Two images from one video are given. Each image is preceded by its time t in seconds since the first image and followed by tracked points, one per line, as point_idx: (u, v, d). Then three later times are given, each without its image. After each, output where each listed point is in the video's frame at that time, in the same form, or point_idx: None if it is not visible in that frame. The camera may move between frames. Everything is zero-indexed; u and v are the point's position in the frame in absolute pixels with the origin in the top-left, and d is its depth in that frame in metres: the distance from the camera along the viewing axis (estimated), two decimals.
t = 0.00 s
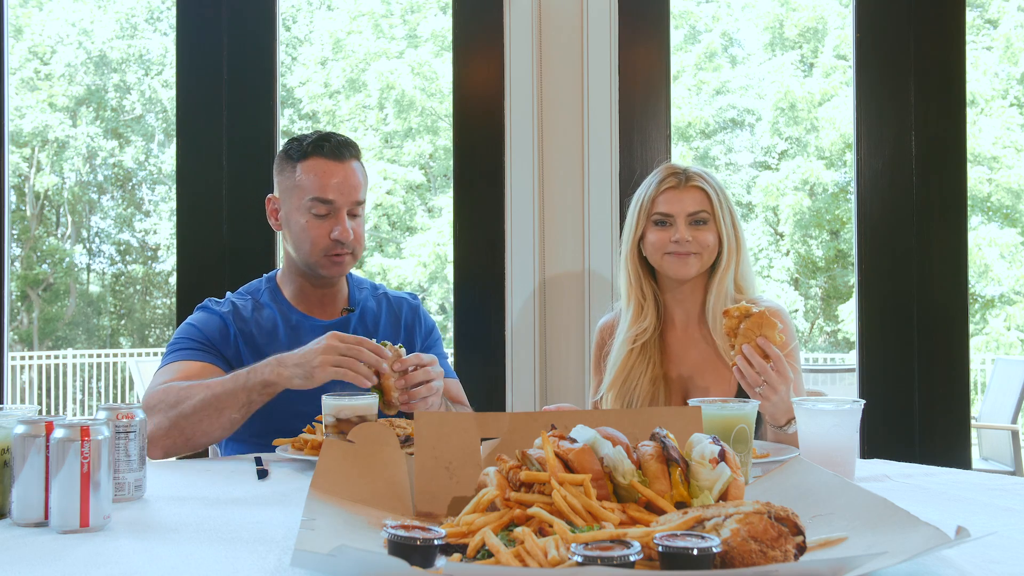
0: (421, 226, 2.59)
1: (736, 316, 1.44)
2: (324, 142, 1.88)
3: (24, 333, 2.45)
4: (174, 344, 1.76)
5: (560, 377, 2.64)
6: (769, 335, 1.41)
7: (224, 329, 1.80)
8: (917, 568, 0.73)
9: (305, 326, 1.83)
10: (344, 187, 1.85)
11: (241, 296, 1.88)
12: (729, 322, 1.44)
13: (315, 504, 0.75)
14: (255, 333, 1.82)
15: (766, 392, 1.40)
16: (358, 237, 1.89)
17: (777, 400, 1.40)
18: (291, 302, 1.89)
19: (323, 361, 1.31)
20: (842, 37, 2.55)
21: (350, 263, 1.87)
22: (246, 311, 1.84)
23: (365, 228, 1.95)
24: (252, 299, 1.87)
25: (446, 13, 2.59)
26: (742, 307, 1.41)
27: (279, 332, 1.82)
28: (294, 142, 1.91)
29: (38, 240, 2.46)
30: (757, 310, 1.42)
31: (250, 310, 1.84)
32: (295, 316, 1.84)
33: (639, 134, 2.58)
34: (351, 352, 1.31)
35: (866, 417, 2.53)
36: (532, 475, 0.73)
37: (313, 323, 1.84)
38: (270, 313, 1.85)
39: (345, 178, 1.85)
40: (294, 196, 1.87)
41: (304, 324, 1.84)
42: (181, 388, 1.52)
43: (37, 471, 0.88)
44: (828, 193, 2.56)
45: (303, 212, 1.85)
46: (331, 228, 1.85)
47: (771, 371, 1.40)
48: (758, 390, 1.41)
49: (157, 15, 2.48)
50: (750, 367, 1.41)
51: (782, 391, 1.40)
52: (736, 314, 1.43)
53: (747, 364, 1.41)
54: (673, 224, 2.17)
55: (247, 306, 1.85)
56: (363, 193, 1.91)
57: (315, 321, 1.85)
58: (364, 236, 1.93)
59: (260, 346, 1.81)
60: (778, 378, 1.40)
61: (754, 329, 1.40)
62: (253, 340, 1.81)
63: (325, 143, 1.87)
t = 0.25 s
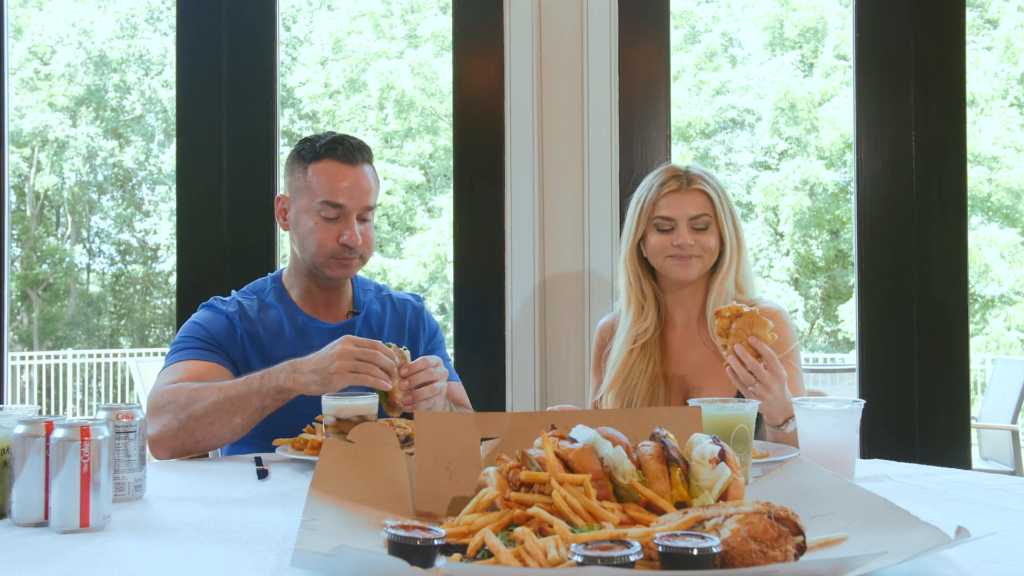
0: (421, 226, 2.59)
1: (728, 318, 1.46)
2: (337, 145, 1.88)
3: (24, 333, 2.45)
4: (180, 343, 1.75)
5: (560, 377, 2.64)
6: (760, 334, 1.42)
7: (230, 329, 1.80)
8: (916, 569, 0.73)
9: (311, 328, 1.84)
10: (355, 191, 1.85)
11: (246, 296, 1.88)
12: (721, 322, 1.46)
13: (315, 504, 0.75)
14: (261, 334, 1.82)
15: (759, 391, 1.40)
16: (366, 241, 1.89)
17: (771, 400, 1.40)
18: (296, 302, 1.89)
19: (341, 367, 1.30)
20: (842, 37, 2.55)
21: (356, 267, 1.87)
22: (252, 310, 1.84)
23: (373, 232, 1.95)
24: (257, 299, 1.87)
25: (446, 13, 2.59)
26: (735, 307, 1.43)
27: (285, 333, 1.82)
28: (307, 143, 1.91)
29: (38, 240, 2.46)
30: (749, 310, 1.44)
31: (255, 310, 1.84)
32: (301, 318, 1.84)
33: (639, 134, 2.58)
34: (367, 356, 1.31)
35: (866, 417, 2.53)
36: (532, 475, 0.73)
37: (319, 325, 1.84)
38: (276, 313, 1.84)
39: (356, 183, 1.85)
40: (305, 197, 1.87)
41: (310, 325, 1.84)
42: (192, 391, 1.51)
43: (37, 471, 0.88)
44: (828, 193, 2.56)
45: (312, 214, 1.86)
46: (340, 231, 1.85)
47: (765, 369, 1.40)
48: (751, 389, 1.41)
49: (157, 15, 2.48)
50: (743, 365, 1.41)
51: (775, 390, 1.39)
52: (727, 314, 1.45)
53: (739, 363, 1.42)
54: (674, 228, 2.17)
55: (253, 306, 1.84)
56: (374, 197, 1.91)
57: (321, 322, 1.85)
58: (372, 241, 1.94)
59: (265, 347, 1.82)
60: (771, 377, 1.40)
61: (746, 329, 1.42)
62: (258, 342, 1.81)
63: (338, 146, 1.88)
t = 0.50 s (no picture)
0: (421, 226, 2.59)
1: (731, 315, 1.45)
2: (339, 146, 1.88)
3: (24, 333, 2.45)
4: (181, 344, 1.74)
5: (560, 377, 2.64)
6: (760, 336, 1.40)
7: (232, 330, 1.79)
8: (917, 568, 0.73)
9: (312, 328, 1.84)
10: (357, 192, 1.84)
11: (247, 296, 1.88)
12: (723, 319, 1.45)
13: (315, 504, 0.75)
14: (262, 334, 1.81)
15: (753, 393, 1.41)
16: (368, 242, 1.89)
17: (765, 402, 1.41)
18: (297, 302, 1.90)
19: (344, 372, 1.30)
20: (842, 37, 2.55)
21: (359, 268, 1.87)
22: (253, 311, 1.83)
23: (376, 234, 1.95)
24: (258, 299, 1.87)
25: (446, 13, 2.59)
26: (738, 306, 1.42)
27: (286, 333, 1.82)
28: (310, 143, 1.91)
29: (38, 240, 2.46)
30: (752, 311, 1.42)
31: (257, 310, 1.84)
32: (302, 317, 1.85)
33: (639, 134, 2.58)
34: (370, 360, 1.31)
35: (865, 417, 2.53)
36: (532, 475, 0.73)
37: (320, 325, 1.85)
38: (278, 312, 1.84)
39: (359, 183, 1.85)
40: (307, 197, 1.87)
41: (312, 326, 1.84)
42: (197, 394, 1.51)
43: (36, 471, 0.88)
44: (828, 193, 2.56)
45: (315, 214, 1.86)
46: (342, 232, 1.85)
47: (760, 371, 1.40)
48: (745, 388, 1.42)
49: (157, 15, 2.48)
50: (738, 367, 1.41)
51: (769, 393, 1.40)
52: (730, 312, 1.44)
53: (735, 363, 1.42)
54: (676, 232, 2.17)
55: (254, 306, 1.84)
56: (376, 198, 1.91)
57: (322, 322, 1.86)
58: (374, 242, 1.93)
59: (265, 349, 1.81)
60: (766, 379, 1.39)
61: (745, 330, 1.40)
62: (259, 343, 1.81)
63: (341, 146, 1.87)
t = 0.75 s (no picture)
0: (421, 226, 2.59)
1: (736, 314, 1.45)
2: (337, 145, 1.88)
3: (24, 333, 2.45)
4: (180, 344, 1.73)
5: (560, 376, 2.64)
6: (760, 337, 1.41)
7: (232, 331, 1.79)
8: (916, 568, 0.73)
9: (311, 328, 1.84)
10: (355, 191, 1.85)
11: (246, 296, 1.88)
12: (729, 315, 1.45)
13: (315, 504, 0.75)
14: (262, 335, 1.81)
15: (747, 391, 1.41)
16: (367, 241, 1.89)
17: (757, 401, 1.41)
18: (297, 302, 1.90)
19: (345, 373, 1.30)
20: (842, 37, 2.55)
21: (357, 267, 1.87)
22: (253, 311, 1.83)
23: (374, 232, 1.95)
24: (257, 299, 1.87)
25: (446, 13, 2.59)
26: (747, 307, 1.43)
27: (285, 334, 1.82)
28: (308, 142, 1.91)
29: (38, 240, 2.46)
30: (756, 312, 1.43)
31: (256, 310, 1.84)
32: (302, 317, 1.85)
33: (639, 134, 2.58)
34: (369, 361, 1.30)
35: (866, 417, 2.53)
36: (532, 475, 0.73)
37: (320, 326, 1.85)
38: (277, 313, 1.84)
39: (357, 182, 1.85)
40: (305, 197, 1.88)
41: (312, 326, 1.84)
42: (199, 396, 1.51)
43: (37, 471, 0.88)
44: (828, 193, 2.56)
45: (313, 213, 1.86)
46: (340, 230, 1.85)
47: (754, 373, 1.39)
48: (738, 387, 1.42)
49: (157, 15, 2.48)
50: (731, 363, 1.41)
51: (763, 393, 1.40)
52: (736, 309, 1.44)
53: (732, 361, 1.41)
54: (676, 230, 2.16)
55: (253, 306, 1.84)
56: (375, 197, 1.91)
57: (321, 322, 1.86)
58: (373, 241, 1.93)
59: (265, 349, 1.81)
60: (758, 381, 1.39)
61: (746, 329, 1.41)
62: (258, 343, 1.81)
63: (338, 145, 1.88)
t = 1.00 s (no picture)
0: (421, 226, 2.59)
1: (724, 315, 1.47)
2: (336, 143, 1.88)
3: (24, 333, 2.45)
4: (180, 345, 1.74)
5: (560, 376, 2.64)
6: (755, 331, 1.42)
7: (232, 331, 1.79)
8: (916, 569, 0.73)
9: (311, 327, 1.84)
10: (354, 189, 1.85)
11: (246, 296, 1.88)
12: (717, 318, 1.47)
13: (315, 504, 0.75)
14: (262, 335, 1.81)
15: (754, 387, 1.40)
16: (367, 239, 1.89)
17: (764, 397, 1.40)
18: (296, 302, 1.90)
19: (341, 375, 1.31)
20: (842, 37, 2.55)
21: (357, 265, 1.87)
22: (252, 311, 1.83)
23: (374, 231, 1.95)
24: (257, 299, 1.87)
25: (446, 13, 2.59)
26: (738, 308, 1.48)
27: (285, 334, 1.82)
28: (307, 142, 1.91)
29: (38, 240, 2.46)
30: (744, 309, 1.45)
31: (256, 310, 1.84)
32: (302, 317, 1.85)
33: (639, 134, 2.58)
34: (366, 362, 1.31)
35: (866, 417, 2.53)
36: (532, 475, 0.73)
37: (320, 326, 1.85)
38: (276, 312, 1.84)
39: (356, 180, 1.85)
40: (304, 196, 1.88)
41: (312, 326, 1.84)
42: (198, 397, 1.51)
43: (37, 471, 0.88)
44: (828, 193, 2.56)
45: (312, 212, 1.86)
46: (340, 229, 1.85)
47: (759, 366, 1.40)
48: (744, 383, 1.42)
49: (157, 15, 2.48)
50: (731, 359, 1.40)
51: (768, 387, 1.39)
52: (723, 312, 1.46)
53: (734, 358, 1.41)
54: (679, 227, 2.17)
55: (252, 306, 1.84)
56: (374, 195, 1.91)
57: (321, 322, 1.86)
58: (372, 239, 1.94)
59: (265, 350, 1.82)
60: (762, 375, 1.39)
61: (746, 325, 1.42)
62: (258, 344, 1.81)
63: (337, 143, 1.88)
